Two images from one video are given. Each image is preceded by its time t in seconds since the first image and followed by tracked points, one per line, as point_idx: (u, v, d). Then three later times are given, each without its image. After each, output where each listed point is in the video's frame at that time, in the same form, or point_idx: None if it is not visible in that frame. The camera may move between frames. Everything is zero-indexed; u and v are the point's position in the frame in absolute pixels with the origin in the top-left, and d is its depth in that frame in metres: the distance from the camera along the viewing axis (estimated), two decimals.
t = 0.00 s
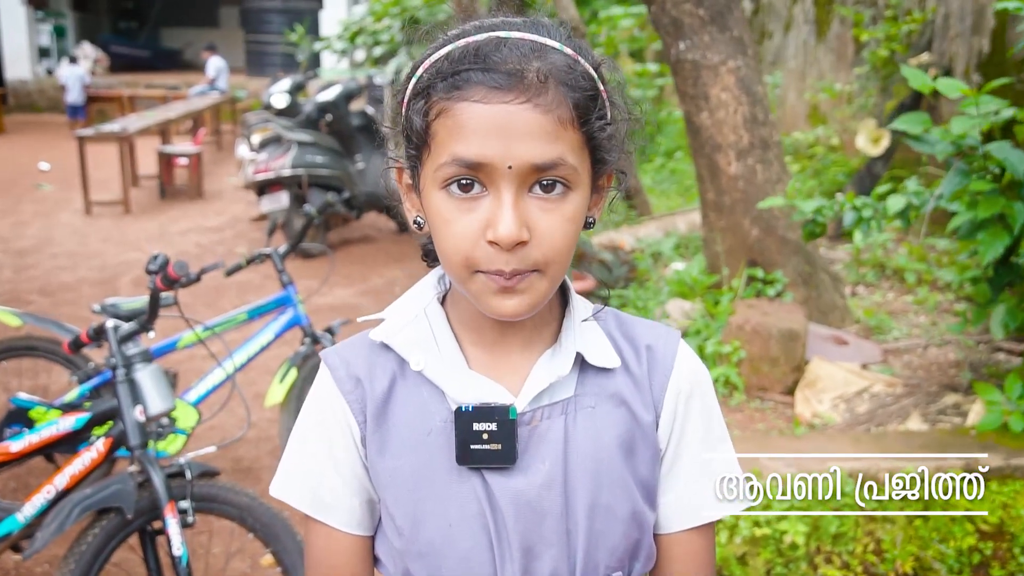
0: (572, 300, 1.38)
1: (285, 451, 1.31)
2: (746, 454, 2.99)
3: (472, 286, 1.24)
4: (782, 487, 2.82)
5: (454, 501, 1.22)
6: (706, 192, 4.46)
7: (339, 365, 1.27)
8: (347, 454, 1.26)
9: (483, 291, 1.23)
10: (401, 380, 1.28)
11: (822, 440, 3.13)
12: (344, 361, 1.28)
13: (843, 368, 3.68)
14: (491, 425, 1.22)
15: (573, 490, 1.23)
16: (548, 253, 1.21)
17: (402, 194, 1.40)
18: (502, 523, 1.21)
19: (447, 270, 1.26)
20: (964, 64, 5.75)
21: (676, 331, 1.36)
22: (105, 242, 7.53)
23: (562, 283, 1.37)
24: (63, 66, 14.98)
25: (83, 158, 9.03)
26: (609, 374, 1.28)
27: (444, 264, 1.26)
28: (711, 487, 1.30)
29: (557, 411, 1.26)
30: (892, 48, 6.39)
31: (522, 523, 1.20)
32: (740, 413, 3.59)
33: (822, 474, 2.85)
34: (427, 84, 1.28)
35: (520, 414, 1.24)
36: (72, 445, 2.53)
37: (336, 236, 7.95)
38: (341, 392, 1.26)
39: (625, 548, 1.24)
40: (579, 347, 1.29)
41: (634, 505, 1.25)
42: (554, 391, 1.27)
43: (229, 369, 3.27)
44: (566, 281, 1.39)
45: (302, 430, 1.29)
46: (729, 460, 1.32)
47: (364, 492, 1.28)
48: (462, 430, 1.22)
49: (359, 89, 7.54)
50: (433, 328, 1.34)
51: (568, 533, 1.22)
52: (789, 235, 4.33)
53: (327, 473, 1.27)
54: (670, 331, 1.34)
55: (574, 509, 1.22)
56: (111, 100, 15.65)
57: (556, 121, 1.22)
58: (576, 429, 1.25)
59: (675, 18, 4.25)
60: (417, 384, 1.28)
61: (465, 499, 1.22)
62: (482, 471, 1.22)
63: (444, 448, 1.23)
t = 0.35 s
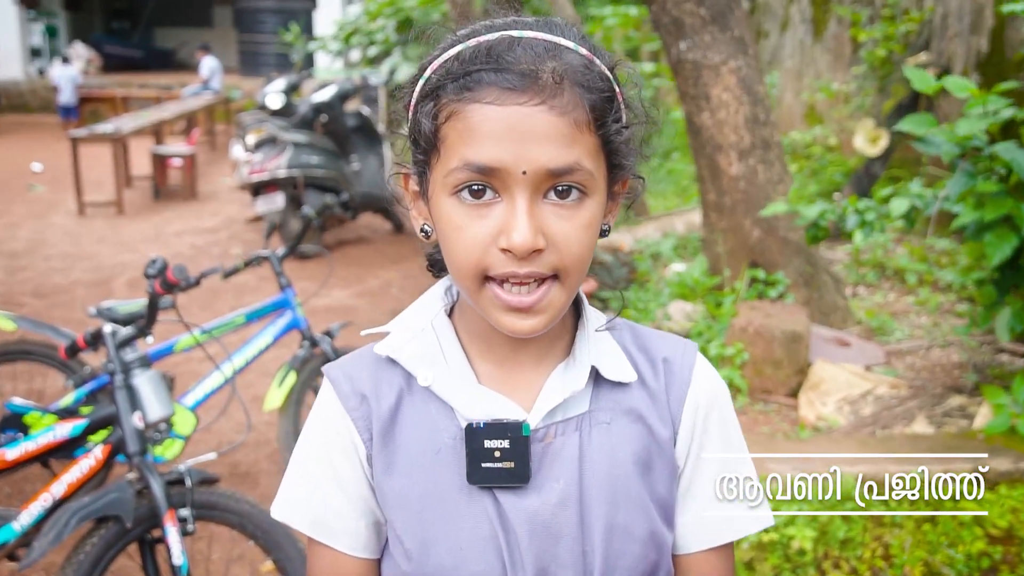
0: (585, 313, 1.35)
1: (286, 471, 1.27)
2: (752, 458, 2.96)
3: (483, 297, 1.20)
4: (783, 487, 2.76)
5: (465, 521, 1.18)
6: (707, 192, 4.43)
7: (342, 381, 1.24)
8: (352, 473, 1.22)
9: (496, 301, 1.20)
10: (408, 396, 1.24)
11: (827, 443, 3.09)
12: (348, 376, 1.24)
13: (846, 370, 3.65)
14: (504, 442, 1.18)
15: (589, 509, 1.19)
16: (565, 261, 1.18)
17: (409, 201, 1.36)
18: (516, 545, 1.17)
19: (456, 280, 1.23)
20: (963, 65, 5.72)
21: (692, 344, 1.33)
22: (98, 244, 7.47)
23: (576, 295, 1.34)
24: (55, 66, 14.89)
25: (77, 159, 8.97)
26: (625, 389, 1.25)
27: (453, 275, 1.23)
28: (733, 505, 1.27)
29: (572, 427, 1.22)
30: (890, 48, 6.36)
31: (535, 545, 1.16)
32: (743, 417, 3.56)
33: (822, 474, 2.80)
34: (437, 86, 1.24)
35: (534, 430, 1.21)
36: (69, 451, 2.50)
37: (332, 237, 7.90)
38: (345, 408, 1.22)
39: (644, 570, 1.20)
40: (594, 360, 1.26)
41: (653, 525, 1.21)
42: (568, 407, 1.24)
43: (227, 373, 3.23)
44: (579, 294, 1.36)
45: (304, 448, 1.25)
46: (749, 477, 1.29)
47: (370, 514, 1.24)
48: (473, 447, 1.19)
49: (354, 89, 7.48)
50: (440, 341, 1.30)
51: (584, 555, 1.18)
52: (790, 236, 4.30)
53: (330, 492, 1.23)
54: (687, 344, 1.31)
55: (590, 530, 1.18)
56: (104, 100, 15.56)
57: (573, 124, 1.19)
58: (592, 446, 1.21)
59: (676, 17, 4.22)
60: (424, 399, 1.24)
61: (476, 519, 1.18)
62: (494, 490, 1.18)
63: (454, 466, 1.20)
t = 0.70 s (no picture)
0: (605, 321, 1.35)
1: (302, 483, 1.28)
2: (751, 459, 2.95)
3: (506, 305, 1.20)
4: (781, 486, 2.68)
5: (487, 533, 1.18)
6: (701, 193, 4.43)
7: (360, 393, 1.24)
8: (369, 487, 1.23)
9: (519, 310, 1.20)
10: (427, 407, 1.24)
11: (827, 444, 3.08)
12: (366, 387, 1.25)
13: (842, 371, 3.65)
14: (526, 453, 1.18)
15: (612, 521, 1.19)
16: (589, 269, 1.18)
17: (428, 207, 1.36)
18: (539, 557, 1.17)
19: (478, 289, 1.23)
20: (952, 65, 5.73)
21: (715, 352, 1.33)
22: (85, 246, 7.41)
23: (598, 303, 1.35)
24: (39, 67, 14.76)
25: (62, 161, 8.90)
26: (647, 398, 1.26)
27: (476, 283, 1.22)
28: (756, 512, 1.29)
29: (594, 437, 1.23)
30: (879, 48, 6.36)
31: (558, 558, 1.16)
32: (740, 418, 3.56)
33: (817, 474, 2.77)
34: (460, 90, 1.23)
35: (556, 440, 1.21)
36: (64, 458, 2.45)
37: (321, 239, 7.86)
38: (363, 420, 1.23)
39: None
40: (616, 369, 1.27)
41: (676, 535, 1.21)
42: (590, 417, 1.24)
43: (222, 376, 3.20)
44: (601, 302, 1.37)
45: (320, 460, 1.26)
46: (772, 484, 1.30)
47: (388, 527, 1.24)
48: (496, 459, 1.19)
49: (344, 90, 7.42)
50: (459, 351, 1.30)
51: (608, 567, 1.18)
52: (785, 237, 4.31)
53: (348, 505, 1.24)
54: (710, 352, 1.31)
55: (614, 542, 1.18)
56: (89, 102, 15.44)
57: (599, 129, 1.18)
58: (615, 456, 1.21)
59: (670, 18, 4.21)
60: (444, 410, 1.24)
61: (498, 532, 1.18)
62: (516, 502, 1.18)
63: (476, 478, 1.20)
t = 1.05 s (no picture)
0: (601, 320, 1.35)
1: (293, 487, 1.27)
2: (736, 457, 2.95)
3: (503, 298, 1.22)
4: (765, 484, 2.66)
5: (484, 534, 1.17)
6: (681, 192, 4.42)
7: (354, 395, 1.23)
8: (363, 489, 1.22)
9: (516, 302, 1.22)
10: (421, 407, 1.24)
11: (810, 441, 3.08)
12: (358, 388, 1.24)
13: (823, 368, 3.67)
14: (524, 453, 1.18)
15: (611, 520, 1.18)
16: (587, 258, 1.20)
17: (424, 203, 1.38)
18: (538, 558, 1.16)
19: (475, 283, 1.25)
20: (925, 64, 5.77)
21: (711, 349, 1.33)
22: (57, 248, 7.29)
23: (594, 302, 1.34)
24: (7, 67, 14.53)
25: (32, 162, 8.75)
26: (644, 396, 1.26)
27: (473, 278, 1.25)
28: (756, 510, 1.28)
29: (592, 436, 1.22)
30: (852, 48, 6.39)
31: (557, 559, 1.16)
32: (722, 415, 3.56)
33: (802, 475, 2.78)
34: (457, 78, 1.27)
35: (554, 440, 1.21)
36: (41, 462, 2.39)
37: (297, 239, 7.79)
38: (357, 422, 1.22)
39: None
40: (613, 367, 1.27)
41: (675, 534, 1.21)
42: (587, 416, 1.24)
43: (203, 376, 3.15)
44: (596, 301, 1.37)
45: (312, 463, 1.25)
46: (769, 483, 1.29)
47: (383, 529, 1.23)
48: (493, 460, 1.18)
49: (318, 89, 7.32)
50: (454, 351, 1.30)
51: (608, 567, 1.17)
52: (764, 234, 4.33)
53: (341, 509, 1.23)
54: (706, 349, 1.32)
55: (613, 542, 1.18)
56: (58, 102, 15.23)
57: (597, 115, 1.22)
58: (613, 455, 1.21)
59: (650, 17, 4.18)
60: (438, 410, 1.24)
61: (496, 533, 1.17)
62: (513, 504, 1.18)
63: (472, 479, 1.19)
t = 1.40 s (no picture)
0: (599, 324, 1.34)
1: (281, 497, 1.26)
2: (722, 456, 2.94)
3: (497, 309, 1.21)
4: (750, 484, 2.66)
5: (479, 545, 1.17)
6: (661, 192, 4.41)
7: (344, 403, 1.22)
8: (352, 499, 1.21)
9: (510, 313, 1.20)
10: (413, 416, 1.23)
11: (794, 440, 3.08)
12: (348, 396, 1.23)
13: (805, 367, 3.69)
14: (520, 462, 1.17)
15: (609, 529, 1.18)
16: (585, 268, 1.18)
17: (414, 207, 1.35)
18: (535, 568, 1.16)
19: (469, 293, 1.23)
20: (900, 64, 5.81)
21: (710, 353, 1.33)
22: (28, 250, 7.17)
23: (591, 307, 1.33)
24: None
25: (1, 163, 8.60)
26: (642, 402, 1.26)
27: (466, 287, 1.23)
28: (756, 516, 1.28)
29: (589, 444, 1.22)
30: (828, 48, 6.42)
31: (555, 568, 1.16)
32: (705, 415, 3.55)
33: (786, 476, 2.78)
34: (448, 83, 1.24)
35: (550, 448, 1.21)
36: (18, 467, 2.36)
37: (273, 240, 7.71)
38: (347, 430, 1.21)
39: None
40: (611, 373, 1.26)
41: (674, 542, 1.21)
42: (584, 424, 1.23)
43: (183, 378, 3.10)
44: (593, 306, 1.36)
45: (300, 472, 1.23)
46: (769, 488, 1.30)
47: (374, 541, 1.22)
48: (487, 469, 1.18)
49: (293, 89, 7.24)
50: (446, 357, 1.29)
51: None
52: (744, 233, 4.34)
53: (329, 519, 1.21)
54: (705, 354, 1.32)
55: (611, 551, 1.18)
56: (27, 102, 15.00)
57: (594, 122, 1.20)
58: (610, 462, 1.21)
59: (629, 16, 4.14)
60: (431, 418, 1.23)
61: (491, 544, 1.17)
62: (509, 513, 1.18)
63: (467, 489, 1.19)
